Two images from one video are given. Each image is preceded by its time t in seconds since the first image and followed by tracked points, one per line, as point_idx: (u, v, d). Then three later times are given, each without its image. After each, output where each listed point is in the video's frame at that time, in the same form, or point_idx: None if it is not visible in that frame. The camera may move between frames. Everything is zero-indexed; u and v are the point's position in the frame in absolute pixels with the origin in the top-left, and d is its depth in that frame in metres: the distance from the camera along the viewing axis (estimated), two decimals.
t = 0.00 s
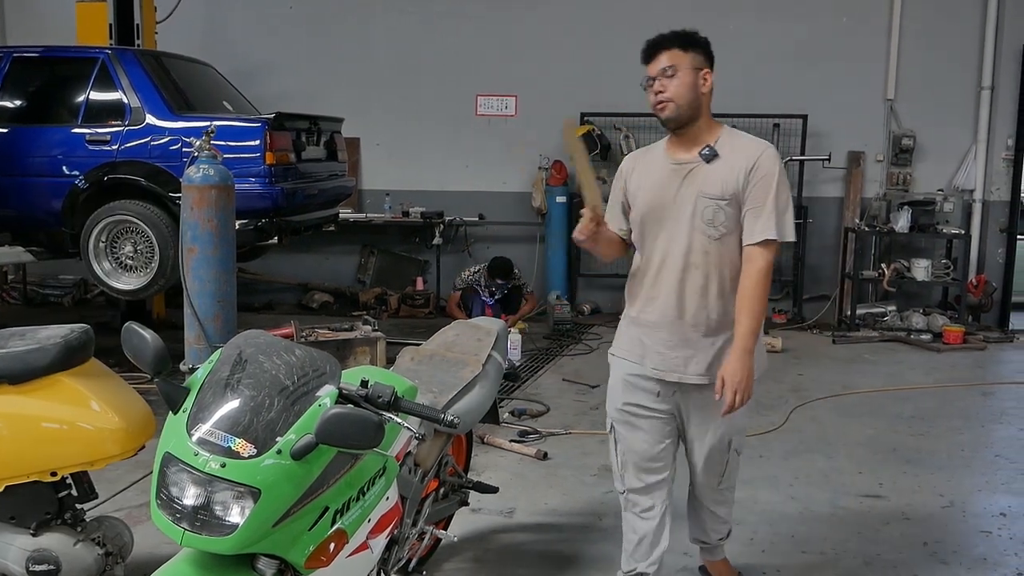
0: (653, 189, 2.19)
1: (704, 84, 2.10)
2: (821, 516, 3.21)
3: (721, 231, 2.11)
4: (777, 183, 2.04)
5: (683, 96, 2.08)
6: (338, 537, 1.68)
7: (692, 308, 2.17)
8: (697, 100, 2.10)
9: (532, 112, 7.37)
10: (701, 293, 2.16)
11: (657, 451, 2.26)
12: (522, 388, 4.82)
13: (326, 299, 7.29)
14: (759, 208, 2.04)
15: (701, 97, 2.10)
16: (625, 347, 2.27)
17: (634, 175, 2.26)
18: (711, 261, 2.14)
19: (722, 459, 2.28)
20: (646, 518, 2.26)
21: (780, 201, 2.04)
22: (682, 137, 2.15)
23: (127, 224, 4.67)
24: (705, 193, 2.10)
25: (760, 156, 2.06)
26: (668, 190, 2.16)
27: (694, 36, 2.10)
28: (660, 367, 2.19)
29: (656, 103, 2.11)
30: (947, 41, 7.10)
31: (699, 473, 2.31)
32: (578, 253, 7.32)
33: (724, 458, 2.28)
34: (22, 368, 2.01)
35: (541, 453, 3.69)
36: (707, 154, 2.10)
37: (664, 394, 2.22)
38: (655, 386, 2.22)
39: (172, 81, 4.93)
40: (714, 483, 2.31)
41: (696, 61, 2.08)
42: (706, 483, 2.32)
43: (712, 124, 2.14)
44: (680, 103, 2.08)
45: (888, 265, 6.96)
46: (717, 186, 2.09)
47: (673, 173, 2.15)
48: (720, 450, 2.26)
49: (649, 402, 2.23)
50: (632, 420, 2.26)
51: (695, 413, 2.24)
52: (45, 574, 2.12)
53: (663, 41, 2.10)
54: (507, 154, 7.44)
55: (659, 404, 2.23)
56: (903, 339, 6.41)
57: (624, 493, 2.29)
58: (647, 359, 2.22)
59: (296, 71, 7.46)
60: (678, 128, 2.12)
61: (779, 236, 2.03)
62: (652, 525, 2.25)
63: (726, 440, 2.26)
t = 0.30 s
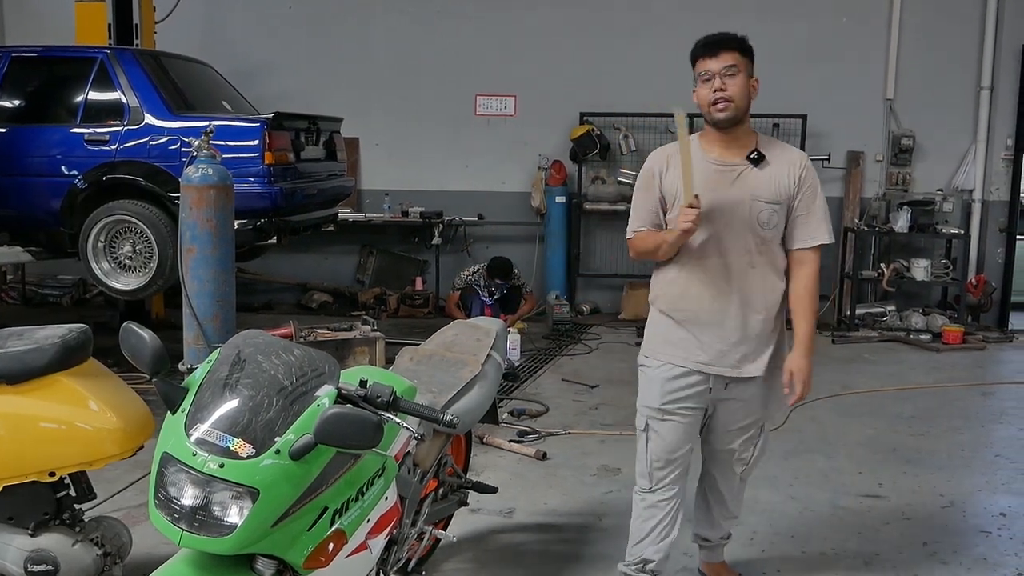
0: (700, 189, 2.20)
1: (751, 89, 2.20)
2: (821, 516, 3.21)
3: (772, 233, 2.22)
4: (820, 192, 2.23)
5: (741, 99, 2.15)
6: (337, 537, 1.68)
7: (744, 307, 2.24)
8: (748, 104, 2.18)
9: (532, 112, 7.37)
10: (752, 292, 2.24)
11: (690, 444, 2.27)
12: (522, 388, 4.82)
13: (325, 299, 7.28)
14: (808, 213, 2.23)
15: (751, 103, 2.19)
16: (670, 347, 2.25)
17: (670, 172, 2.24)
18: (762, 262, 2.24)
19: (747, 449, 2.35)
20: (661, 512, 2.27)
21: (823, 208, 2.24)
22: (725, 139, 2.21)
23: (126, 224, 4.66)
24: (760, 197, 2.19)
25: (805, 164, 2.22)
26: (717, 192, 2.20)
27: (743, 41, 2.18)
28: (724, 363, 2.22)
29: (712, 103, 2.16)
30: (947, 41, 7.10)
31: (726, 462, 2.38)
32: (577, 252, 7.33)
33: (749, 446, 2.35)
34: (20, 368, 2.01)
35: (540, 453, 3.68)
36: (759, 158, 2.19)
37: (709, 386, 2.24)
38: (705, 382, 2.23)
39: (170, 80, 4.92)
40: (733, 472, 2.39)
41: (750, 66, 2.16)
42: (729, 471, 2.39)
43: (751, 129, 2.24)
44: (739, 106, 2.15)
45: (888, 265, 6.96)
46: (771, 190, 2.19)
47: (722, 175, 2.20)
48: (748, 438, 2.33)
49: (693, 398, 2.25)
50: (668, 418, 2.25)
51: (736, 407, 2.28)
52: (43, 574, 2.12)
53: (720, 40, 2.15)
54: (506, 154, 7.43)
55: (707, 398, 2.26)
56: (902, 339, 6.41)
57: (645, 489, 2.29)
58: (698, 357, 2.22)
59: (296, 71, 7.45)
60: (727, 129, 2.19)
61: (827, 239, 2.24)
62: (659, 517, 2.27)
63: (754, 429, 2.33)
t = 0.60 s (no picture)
0: (720, 184, 2.20)
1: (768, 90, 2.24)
2: (821, 515, 3.20)
3: (790, 227, 2.26)
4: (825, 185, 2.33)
5: (761, 97, 2.18)
6: (337, 536, 1.68)
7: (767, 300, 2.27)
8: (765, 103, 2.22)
9: (532, 112, 7.36)
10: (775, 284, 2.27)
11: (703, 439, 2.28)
12: (522, 388, 4.81)
13: (325, 299, 7.27)
14: (818, 203, 2.33)
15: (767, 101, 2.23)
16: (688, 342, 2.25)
17: (691, 168, 2.22)
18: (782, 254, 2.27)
19: (752, 441, 2.38)
20: (679, 507, 2.30)
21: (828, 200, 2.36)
22: (741, 136, 2.22)
23: (126, 223, 4.66)
24: (779, 192, 2.22)
25: (812, 158, 2.31)
26: (737, 187, 2.20)
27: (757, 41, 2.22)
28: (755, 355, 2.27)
29: (733, 101, 2.17)
30: (947, 41, 7.10)
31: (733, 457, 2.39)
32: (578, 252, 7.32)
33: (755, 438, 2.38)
34: (19, 368, 2.01)
35: (540, 453, 3.68)
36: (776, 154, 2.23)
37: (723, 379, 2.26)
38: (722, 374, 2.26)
39: (170, 80, 4.91)
40: (740, 466, 2.41)
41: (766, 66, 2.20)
42: (734, 466, 2.41)
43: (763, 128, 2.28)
44: (759, 104, 2.17)
45: (888, 265, 6.94)
46: (787, 184, 2.23)
47: (741, 169, 2.20)
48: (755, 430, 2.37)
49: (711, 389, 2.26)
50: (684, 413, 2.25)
51: (749, 398, 2.32)
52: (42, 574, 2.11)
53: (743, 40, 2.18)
54: (506, 154, 7.43)
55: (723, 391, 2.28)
56: (903, 338, 6.40)
57: (663, 486, 2.28)
58: (718, 351, 2.23)
59: (296, 70, 7.45)
60: (743, 128, 2.20)
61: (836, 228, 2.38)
62: (677, 513, 2.30)
63: (762, 420, 2.37)
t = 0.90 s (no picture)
0: (725, 184, 2.20)
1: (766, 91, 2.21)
2: (821, 515, 3.20)
3: (791, 228, 2.27)
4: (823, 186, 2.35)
5: (759, 100, 2.17)
6: (337, 536, 1.67)
7: (771, 300, 2.26)
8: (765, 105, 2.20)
9: (532, 112, 7.36)
10: (778, 285, 2.27)
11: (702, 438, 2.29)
12: (523, 388, 4.81)
13: (325, 299, 7.27)
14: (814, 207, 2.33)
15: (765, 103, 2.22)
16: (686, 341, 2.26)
17: (697, 167, 2.20)
18: (784, 255, 2.28)
19: (754, 441, 2.38)
20: (680, 506, 2.29)
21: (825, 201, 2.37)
22: (744, 137, 2.22)
23: (126, 224, 4.66)
24: (782, 193, 2.22)
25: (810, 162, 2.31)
26: (743, 187, 2.20)
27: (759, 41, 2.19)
28: (757, 354, 2.27)
29: (728, 106, 2.17)
30: (947, 40, 7.09)
31: (734, 457, 2.39)
32: (579, 252, 7.31)
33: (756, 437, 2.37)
34: (19, 368, 2.00)
35: (541, 453, 3.67)
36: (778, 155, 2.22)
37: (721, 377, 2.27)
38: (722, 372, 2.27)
39: (171, 80, 4.91)
40: (742, 466, 2.40)
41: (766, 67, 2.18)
42: (737, 466, 2.41)
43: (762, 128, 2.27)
44: (755, 108, 2.16)
45: (889, 265, 6.94)
46: (790, 185, 2.23)
47: (747, 169, 2.20)
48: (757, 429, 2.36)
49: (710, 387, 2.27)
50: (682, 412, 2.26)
51: (751, 398, 2.32)
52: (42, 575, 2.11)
53: (737, 43, 2.16)
54: (506, 154, 7.43)
55: (723, 391, 2.29)
56: (904, 338, 6.40)
57: (663, 485, 2.28)
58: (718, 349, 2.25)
59: (296, 70, 7.45)
60: (744, 130, 2.19)
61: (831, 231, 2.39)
62: (677, 512, 2.29)
63: (765, 420, 2.36)
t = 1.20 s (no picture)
0: (703, 187, 2.20)
1: (756, 90, 2.19)
2: (821, 515, 3.21)
3: (777, 232, 2.21)
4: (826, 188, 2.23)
5: (742, 100, 2.15)
6: (339, 537, 1.68)
7: (749, 303, 2.26)
8: (750, 106, 2.18)
9: (532, 112, 7.36)
10: (756, 289, 2.25)
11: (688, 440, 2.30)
12: (523, 388, 4.81)
13: (326, 299, 7.28)
14: (812, 212, 2.22)
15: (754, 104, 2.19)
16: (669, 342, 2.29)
17: (673, 169, 2.24)
18: (768, 258, 2.24)
19: (746, 446, 2.37)
20: (667, 509, 2.29)
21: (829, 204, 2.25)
22: (729, 139, 2.20)
23: (127, 224, 4.66)
24: (763, 197, 2.19)
25: (807, 164, 2.21)
26: (721, 190, 2.20)
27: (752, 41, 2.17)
28: (739, 356, 2.26)
29: (711, 107, 2.17)
30: (948, 41, 7.09)
31: (727, 461, 2.39)
32: (579, 252, 7.32)
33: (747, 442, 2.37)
34: (21, 369, 2.01)
35: (542, 453, 3.68)
36: (760, 158, 2.18)
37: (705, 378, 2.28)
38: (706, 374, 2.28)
39: (172, 80, 4.91)
40: (735, 469, 2.40)
41: (754, 67, 2.16)
42: (730, 471, 2.40)
43: (753, 129, 2.24)
44: (738, 109, 2.15)
45: (889, 265, 6.95)
46: (775, 188, 2.18)
47: (725, 172, 2.19)
48: (747, 433, 2.35)
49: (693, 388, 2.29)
50: (666, 412, 2.29)
51: (739, 401, 2.31)
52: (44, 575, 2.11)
53: (724, 43, 2.15)
54: (507, 154, 7.43)
55: (708, 391, 2.30)
56: (904, 339, 6.40)
57: (648, 486, 2.30)
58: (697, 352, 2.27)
59: (296, 71, 7.45)
60: (727, 132, 2.18)
61: (834, 235, 2.24)
62: (664, 514, 2.29)
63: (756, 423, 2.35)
